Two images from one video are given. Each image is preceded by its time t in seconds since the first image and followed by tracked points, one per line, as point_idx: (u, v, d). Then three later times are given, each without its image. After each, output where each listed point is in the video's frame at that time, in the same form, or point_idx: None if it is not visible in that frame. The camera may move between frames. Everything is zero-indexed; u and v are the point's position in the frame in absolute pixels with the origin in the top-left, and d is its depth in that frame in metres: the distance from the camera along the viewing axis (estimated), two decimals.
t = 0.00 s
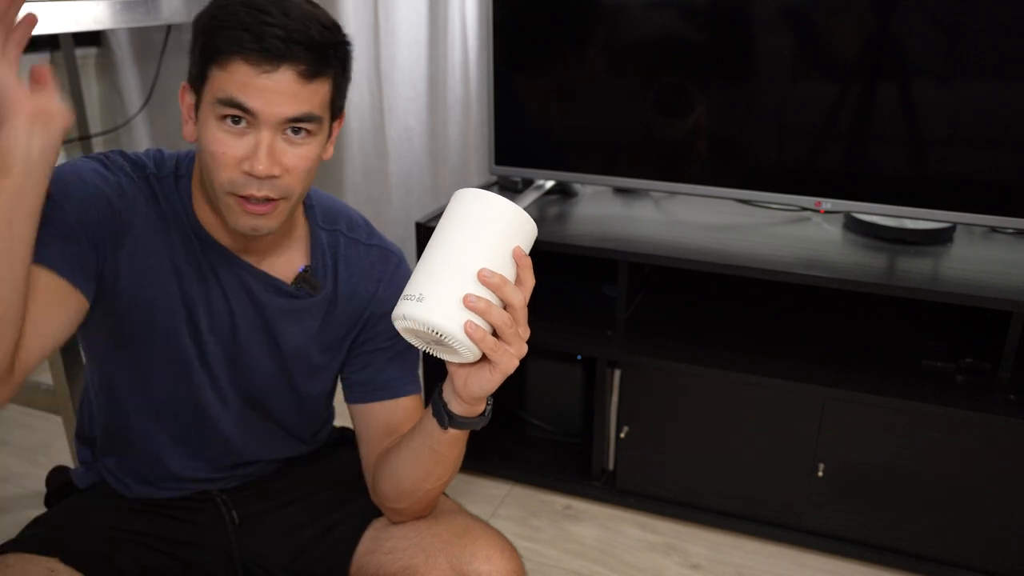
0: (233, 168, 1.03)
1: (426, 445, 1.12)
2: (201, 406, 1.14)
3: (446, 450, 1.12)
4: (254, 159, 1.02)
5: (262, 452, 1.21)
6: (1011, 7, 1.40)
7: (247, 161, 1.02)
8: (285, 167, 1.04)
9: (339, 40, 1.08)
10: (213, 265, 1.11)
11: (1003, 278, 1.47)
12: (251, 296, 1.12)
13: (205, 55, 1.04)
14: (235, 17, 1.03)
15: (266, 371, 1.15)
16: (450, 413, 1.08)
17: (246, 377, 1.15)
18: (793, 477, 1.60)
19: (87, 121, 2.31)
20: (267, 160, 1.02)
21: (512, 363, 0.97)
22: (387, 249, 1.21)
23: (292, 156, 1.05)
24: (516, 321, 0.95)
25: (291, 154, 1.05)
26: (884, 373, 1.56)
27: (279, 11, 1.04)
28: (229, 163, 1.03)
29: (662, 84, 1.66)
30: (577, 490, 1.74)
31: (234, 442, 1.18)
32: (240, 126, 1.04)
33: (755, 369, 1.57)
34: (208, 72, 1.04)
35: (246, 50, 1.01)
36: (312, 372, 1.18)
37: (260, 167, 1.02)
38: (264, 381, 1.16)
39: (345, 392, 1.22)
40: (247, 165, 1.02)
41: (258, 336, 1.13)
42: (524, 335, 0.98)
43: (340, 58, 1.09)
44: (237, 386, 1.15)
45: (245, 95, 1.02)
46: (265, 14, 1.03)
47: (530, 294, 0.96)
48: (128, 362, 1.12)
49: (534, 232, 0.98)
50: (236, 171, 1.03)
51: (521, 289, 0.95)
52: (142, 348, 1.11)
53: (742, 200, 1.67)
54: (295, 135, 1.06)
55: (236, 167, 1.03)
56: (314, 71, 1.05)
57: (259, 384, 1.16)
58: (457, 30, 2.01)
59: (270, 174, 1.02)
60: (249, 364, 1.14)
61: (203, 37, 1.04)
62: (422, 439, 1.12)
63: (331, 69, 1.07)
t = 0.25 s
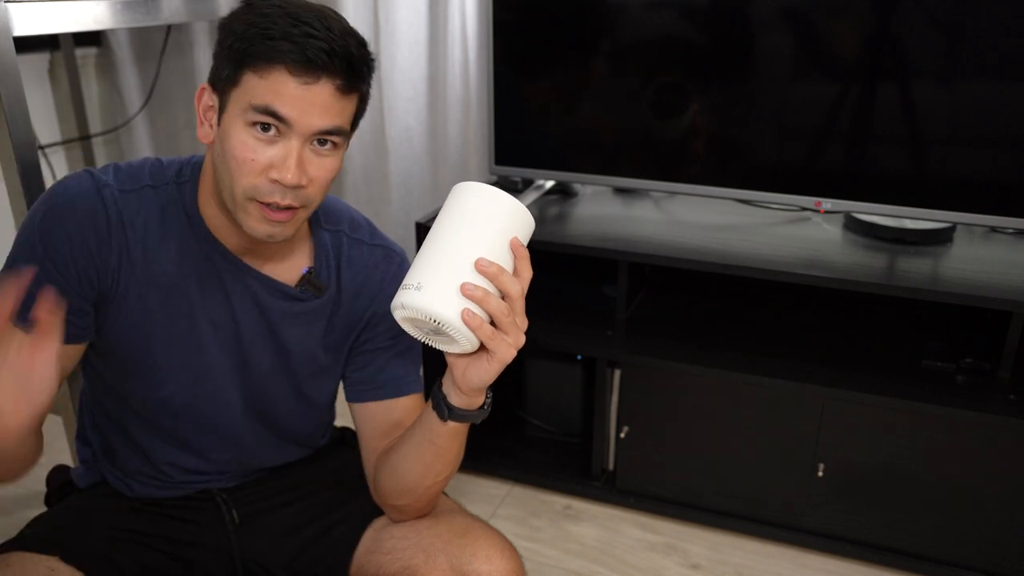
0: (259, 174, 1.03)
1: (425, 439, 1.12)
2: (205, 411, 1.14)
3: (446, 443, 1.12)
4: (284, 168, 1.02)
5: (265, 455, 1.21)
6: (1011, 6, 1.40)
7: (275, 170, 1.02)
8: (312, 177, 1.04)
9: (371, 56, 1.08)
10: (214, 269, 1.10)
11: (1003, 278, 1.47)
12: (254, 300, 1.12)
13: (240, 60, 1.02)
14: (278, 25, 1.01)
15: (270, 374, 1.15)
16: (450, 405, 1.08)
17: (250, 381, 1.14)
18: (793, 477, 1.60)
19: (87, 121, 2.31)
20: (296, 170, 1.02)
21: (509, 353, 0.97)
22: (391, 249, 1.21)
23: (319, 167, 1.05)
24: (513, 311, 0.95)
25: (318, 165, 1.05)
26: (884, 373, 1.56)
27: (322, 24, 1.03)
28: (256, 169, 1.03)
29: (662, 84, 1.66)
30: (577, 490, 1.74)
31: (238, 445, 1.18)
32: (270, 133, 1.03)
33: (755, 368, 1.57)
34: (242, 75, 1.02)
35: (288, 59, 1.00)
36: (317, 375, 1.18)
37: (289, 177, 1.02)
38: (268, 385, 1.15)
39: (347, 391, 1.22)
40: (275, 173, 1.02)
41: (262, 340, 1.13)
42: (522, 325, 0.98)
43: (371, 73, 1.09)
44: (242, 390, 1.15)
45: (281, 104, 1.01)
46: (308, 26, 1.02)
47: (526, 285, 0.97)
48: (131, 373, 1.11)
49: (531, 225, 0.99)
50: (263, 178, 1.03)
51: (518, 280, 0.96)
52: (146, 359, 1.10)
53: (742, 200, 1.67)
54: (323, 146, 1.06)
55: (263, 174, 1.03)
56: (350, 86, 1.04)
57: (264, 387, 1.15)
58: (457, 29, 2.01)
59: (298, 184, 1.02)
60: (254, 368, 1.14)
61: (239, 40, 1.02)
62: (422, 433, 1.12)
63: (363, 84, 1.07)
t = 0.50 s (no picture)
0: (262, 173, 1.02)
1: (425, 440, 1.12)
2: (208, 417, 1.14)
3: (446, 445, 1.12)
4: (287, 166, 1.02)
5: (268, 457, 1.21)
6: (1011, 6, 1.40)
7: (278, 167, 1.02)
8: (315, 174, 1.04)
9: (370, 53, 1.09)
10: (214, 276, 1.10)
11: (1003, 278, 1.47)
12: (254, 304, 1.12)
13: (240, 58, 1.02)
14: (277, 22, 1.02)
15: (272, 378, 1.15)
16: (450, 406, 1.08)
17: (252, 385, 1.14)
18: (792, 477, 1.60)
19: (87, 121, 2.31)
20: (299, 167, 1.02)
21: (507, 353, 0.96)
22: (392, 250, 1.21)
23: (321, 163, 1.05)
24: (512, 312, 0.95)
25: (320, 162, 1.05)
26: (885, 373, 1.56)
27: (321, 19, 1.03)
28: (259, 168, 1.02)
29: (662, 84, 1.66)
30: (577, 490, 1.74)
31: (242, 448, 1.18)
32: (272, 131, 1.03)
33: (755, 368, 1.57)
34: (242, 74, 1.02)
35: (290, 56, 1.00)
36: (319, 376, 1.18)
37: (293, 174, 1.02)
38: (270, 389, 1.15)
39: (348, 391, 1.22)
40: (278, 170, 1.02)
41: (264, 345, 1.13)
42: (520, 326, 0.97)
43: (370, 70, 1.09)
44: (245, 395, 1.14)
45: (282, 101, 1.01)
46: (307, 22, 1.02)
47: (526, 286, 0.97)
48: (133, 386, 1.11)
49: (534, 228, 1.00)
50: (266, 176, 1.02)
51: (519, 281, 0.96)
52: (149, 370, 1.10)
53: (742, 200, 1.67)
54: (325, 143, 1.06)
55: (266, 172, 1.02)
56: (351, 82, 1.05)
57: (266, 391, 1.15)
58: (457, 30, 2.01)
59: (301, 181, 1.02)
60: (256, 372, 1.14)
61: (238, 40, 1.02)
62: (422, 434, 1.12)
63: (363, 81, 1.07)
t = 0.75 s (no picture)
0: (261, 175, 1.02)
1: (426, 444, 1.12)
2: (211, 418, 1.14)
3: (447, 449, 1.12)
4: (285, 168, 1.02)
5: (268, 457, 1.21)
6: (1011, 6, 1.40)
7: (277, 170, 1.02)
8: (314, 176, 1.04)
9: (373, 55, 1.08)
10: (218, 277, 1.10)
11: (1003, 278, 1.47)
12: (257, 305, 1.12)
13: (241, 59, 1.02)
14: (278, 24, 1.02)
15: (275, 379, 1.15)
16: (451, 412, 1.08)
17: (254, 386, 1.14)
18: (793, 477, 1.60)
19: (87, 121, 2.31)
20: (298, 169, 1.02)
21: (512, 364, 0.97)
22: (392, 251, 1.21)
23: (321, 166, 1.04)
24: (519, 322, 0.95)
25: (320, 165, 1.04)
26: (885, 373, 1.56)
27: (322, 22, 1.03)
28: (257, 169, 1.02)
29: (662, 84, 1.67)
30: (577, 490, 1.74)
31: (243, 449, 1.18)
32: (271, 133, 1.03)
33: (755, 368, 1.57)
34: (243, 75, 1.02)
35: (290, 58, 1.00)
36: (319, 376, 1.18)
37: (291, 176, 1.01)
38: (273, 389, 1.15)
39: (347, 392, 1.22)
40: (277, 173, 1.02)
41: (266, 345, 1.13)
42: (526, 336, 0.97)
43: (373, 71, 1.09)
44: (248, 396, 1.14)
45: (282, 104, 1.01)
46: (308, 24, 1.02)
47: (533, 296, 0.96)
48: (137, 386, 1.11)
49: (542, 235, 0.99)
50: (264, 178, 1.02)
51: (526, 290, 0.96)
52: (154, 370, 1.10)
53: (742, 201, 1.67)
54: (325, 146, 1.05)
55: (265, 174, 1.02)
56: (352, 85, 1.04)
57: (269, 392, 1.15)
58: (457, 30, 2.01)
59: (300, 183, 1.02)
60: (259, 373, 1.14)
61: (240, 40, 1.03)
62: (423, 438, 1.12)
63: (365, 83, 1.07)
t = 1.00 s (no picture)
0: (264, 186, 1.02)
1: (429, 444, 1.12)
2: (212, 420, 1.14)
3: (450, 449, 1.12)
4: (289, 180, 1.02)
5: (269, 459, 1.21)
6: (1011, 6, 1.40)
7: (281, 181, 1.02)
8: (317, 187, 1.04)
9: (375, 62, 1.08)
10: (219, 281, 1.10)
11: (1003, 278, 1.47)
12: (259, 309, 1.12)
13: (244, 68, 1.02)
14: (281, 35, 1.01)
15: (276, 382, 1.15)
16: (455, 412, 1.08)
17: (256, 389, 1.14)
18: (792, 477, 1.60)
19: (87, 121, 2.31)
20: (302, 181, 1.02)
21: (518, 364, 0.97)
22: (394, 252, 1.21)
23: (324, 177, 1.04)
24: (525, 322, 0.95)
25: (323, 175, 1.04)
26: (885, 373, 1.56)
27: (325, 31, 1.02)
28: (260, 180, 1.02)
29: (662, 84, 1.66)
30: (577, 490, 1.74)
31: (245, 451, 1.18)
32: (275, 143, 1.03)
33: (755, 368, 1.57)
34: (246, 85, 1.02)
35: (293, 70, 1.00)
36: (321, 379, 1.18)
37: (295, 189, 1.02)
38: (275, 393, 1.16)
39: (348, 392, 1.22)
40: (280, 184, 1.02)
41: (268, 349, 1.13)
42: (532, 336, 0.98)
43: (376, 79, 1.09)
44: (249, 400, 1.14)
45: (285, 116, 1.01)
46: (312, 35, 1.01)
47: (540, 295, 0.96)
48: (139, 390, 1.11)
49: (548, 234, 0.98)
50: (267, 189, 1.03)
51: (532, 290, 0.96)
52: (155, 373, 1.10)
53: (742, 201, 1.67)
54: (328, 156, 1.05)
55: (268, 185, 1.02)
56: (356, 96, 1.04)
57: (270, 395, 1.15)
58: (457, 29, 2.01)
59: (303, 195, 1.02)
60: (260, 376, 1.14)
61: (243, 49, 1.02)
62: (426, 438, 1.12)
63: (369, 92, 1.07)
